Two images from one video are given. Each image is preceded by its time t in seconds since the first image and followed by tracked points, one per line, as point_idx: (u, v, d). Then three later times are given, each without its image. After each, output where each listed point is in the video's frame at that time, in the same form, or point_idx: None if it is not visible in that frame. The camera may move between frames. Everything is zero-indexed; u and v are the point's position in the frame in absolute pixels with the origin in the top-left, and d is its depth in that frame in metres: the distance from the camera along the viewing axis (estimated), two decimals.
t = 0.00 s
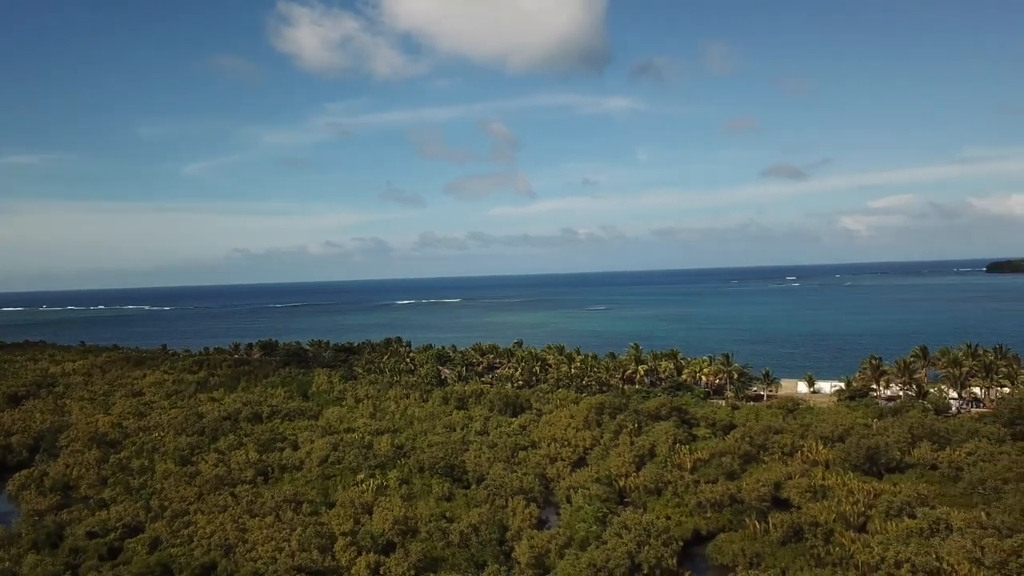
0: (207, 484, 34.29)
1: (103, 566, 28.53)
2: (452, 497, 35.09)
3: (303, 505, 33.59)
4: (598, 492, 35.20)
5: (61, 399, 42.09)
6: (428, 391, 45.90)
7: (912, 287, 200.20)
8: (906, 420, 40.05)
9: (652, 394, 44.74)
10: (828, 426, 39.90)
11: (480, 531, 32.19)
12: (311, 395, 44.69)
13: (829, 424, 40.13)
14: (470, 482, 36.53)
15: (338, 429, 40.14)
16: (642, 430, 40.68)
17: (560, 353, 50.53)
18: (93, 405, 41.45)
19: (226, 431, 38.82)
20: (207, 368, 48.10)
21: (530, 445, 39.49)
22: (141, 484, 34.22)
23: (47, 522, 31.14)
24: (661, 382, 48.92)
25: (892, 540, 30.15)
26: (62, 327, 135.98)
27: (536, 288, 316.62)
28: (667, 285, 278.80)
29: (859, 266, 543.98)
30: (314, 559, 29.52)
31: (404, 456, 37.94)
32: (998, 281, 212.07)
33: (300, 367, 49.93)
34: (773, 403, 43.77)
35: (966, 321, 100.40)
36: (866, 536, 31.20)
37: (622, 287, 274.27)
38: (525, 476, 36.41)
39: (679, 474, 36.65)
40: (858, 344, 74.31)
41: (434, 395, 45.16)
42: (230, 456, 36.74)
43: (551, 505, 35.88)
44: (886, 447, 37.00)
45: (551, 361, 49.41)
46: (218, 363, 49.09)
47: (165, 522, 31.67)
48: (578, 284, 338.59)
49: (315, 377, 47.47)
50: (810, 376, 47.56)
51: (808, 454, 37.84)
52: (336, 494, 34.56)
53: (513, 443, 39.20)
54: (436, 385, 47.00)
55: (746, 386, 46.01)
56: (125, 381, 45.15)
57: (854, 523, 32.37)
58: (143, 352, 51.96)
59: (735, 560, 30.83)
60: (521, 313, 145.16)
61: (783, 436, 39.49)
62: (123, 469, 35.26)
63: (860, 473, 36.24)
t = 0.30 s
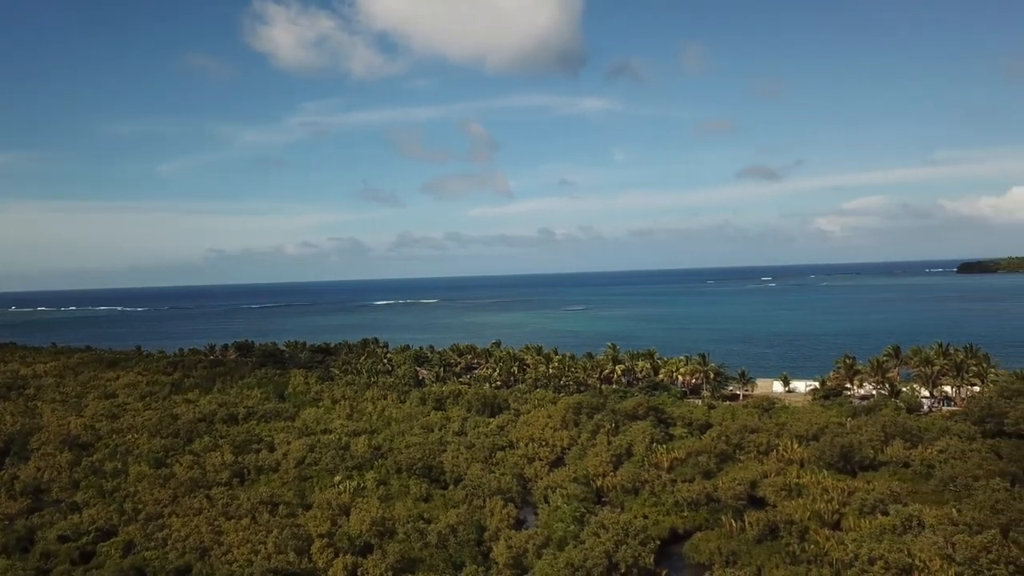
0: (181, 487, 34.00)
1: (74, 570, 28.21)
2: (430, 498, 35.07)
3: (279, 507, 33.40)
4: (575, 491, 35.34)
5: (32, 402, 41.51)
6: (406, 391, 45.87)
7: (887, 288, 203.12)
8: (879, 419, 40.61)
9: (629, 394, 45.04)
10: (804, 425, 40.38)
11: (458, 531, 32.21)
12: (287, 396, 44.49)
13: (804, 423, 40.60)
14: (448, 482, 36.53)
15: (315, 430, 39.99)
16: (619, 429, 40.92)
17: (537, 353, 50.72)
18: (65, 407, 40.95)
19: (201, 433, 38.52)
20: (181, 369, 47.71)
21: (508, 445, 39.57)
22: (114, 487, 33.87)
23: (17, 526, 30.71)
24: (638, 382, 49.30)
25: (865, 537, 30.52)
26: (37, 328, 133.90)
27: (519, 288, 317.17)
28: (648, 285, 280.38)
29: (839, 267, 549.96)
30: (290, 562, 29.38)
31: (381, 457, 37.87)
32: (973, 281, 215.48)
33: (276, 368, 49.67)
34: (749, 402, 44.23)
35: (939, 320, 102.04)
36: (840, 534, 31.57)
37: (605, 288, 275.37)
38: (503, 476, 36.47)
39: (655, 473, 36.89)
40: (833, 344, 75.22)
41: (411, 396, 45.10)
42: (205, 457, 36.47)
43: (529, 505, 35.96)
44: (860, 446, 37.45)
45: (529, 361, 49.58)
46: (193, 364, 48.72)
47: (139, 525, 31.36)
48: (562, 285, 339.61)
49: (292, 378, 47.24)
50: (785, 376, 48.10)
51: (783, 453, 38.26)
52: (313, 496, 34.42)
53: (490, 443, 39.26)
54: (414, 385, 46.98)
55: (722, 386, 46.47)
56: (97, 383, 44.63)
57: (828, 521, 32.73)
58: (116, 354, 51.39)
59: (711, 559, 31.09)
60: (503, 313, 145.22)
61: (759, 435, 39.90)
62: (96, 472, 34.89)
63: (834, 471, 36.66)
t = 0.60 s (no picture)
0: (161, 489, 33.76)
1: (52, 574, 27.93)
2: (413, 499, 35.04)
3: (261, 508, 33.23)
4: (558, 491, 35.42)
5: (8, 404, 41.06)
6: (389, 392, 45.82)
7: (867, 288, 205.18)
8: (859, 418, 41.03)
9: (611, 394, 45.24)
10: (785, 424, 40.73)
11: (441, 532, 32.21)
12: (269, 398, 44.31)
13: (785, 422, 40.94)
14: (430, 483, 36.50)
15: (297, 431, 39.86)
16: (602, 429, 41.10)
17: (520, 353, 50.84)
18: (42, 409, 40.54)
19: (182, 434, 38.30)
20: (161, 370, 47.38)
21: (491, 445, 39.63)
22: (93, 490, 33.59)
23: None
24: (620, 382, 49.57)
25: (846, 535, 30.80)
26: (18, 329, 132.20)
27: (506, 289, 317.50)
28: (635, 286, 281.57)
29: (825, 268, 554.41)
30: (272, 563, 29.25)
31: (364, 458, 37.80)
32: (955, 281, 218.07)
33: (257, 369, 49.44)
34: (731, 402, 44.56)
35: (918, 320, 103.25)
36: (821, 532, 31.86)
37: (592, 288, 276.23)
38: (486, 476, 36.51)
39: (638, 473, 37.05)
40: (814, 343, 75.87)
41: (394, 396, 45.06)
42: (185, 459, 36.26)
43: (512, 505, 36.00)
44: (840, 444, 37.81)
45: (512, 361, 49.69)
46: (173, 365, 48.41)
47: (118, 528, 31.12)
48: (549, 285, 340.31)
49: (273, 379, 47.05)
50: (766, 375, 48.50)
51: (765, 452, 38.57)
52: (295, 497, 34.29)
53: (473, 444, 39.29)
54: (396, 386, 46.93)
55: (704, 386, 46.79)
56: (76, 385, 44.23)
57: (809, 519, 33.02)
58: (94, 355, 50.94)
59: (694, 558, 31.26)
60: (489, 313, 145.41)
61: (741, 434, 40.19)
62: (74, 475, 34.60)
63: (815, 470, 36.97)
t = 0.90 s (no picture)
0: (146, 490, 33.57)
1: None
2: (399, 499, 35.02)
3: (246, 509, 33.09)
4: (545, 491, 35.48)
5: None
6: (375, 392, 45.77)
7: (853, 288, 206.80)
8: (843, 417, 41.34)
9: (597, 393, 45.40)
10: (770, 423, 40.99)
11: (428, 532, 32.22)
12: (254, 398, 44.17)
13: (770, 422, 41.19)
14: (417, 483, 36.47)
15: (282, 432, 39.76)
16: (588, 429, 41.24)
17: (507, 353, 50.94)
18: (24, 411, 40.22)
19: (167, 436, 38.11)
20: (145, 371, 47.13)
21: (478, 445, 39.67)
22: (76, 491, 33.37)
23: None
24: (606, 382, 49.77)
25: (830, 533, 31.02)
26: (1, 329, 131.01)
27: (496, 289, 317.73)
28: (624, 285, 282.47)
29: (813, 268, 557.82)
30: (258, 565, 29.15)
31: (350, 458, 37.75)
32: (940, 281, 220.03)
33: (242, 370, 49.27)
34: (716, 401, 44.81)
35: (902, 320, 104.13)
36: (806, 531, 32.08)
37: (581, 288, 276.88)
38: (472, 476, 36.53)
39: (624, 472, 37.17)
40: (799, 343, 76.39)
41: (381, 397, 45.03)
42: (170, 461, 36.09)
43: (499, 505, 36.03)
44: (825, 443, 38.07)
45: (498, 361, 49.77)
46: (157, 366, 48.16)
47: (102, 530, 30.92)
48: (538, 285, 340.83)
49: (259, 380, 46.90)
50: (751, 375, 48.81)
51: (750, 451, 38.79)
52: (282, 498, 34.20)
53: (460, 444, 39.32)
54: (383, 386, 46.89)
55: (690, 385, 47.03)
56: (59, 386, 43.91)
57: (794, 518, 33.24)
58: (77, 356, 50.58)
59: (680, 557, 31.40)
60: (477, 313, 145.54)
61: (726, 433, 40.41)
62: (57, 476, 34.35)
63: (800, 469, 37.20)
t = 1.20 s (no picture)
0: (131, 492, 33.36)
1: None
2: (386, 500, 34.98)
3: (232, 511, 32.95)
4: (533, 491, 35.53)
5: None
6: (362, 393, 45.70)
7: (841, 288, 208.39)
8: (828, 416, 41.60)
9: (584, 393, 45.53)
10: (756, 423, 41.22)
11: (415, 533, 32.20)
12: (240, 399, 44.01)
13: (756, 421, 41.41)
14: (404, 484, 36.43)
15: (269, 433, 39.64)
16: (575, 429, 41.35)
17: (494, 354, 51.00)
18: (7, 412, 39.89)
19: (151, 437, 37.90)
20: (130, 372, 46.84)
21: (465, 446, 39.68)
22: (59, 494, 33.12)
23: None
24: (593, 382, 49.95)
25: (815, 532, 31.21)
26: None
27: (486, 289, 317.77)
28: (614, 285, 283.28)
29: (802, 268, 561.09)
30: (244, 566, 29.03)
31: (337, 459, 37.68)
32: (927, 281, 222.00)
33: (228, 370, 49.09)
34: (703, 401, 45.03)
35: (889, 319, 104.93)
36: (791, 529, 32.26)
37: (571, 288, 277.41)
38: (459, 477, 36.53)
39: (611, 472, 37.27)
40: (786, 342, 76.89)
41: (368, 397, 44.98)
42: (155, 462, 35.89)
43: (486, 505, 36.05)
44: (810, 443, 38.31)
45: (485, 361, 49.82)
46: (142, 367, 47.88)
47: (86, 532, 30.69)
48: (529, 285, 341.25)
49: (245, 380, 46.74)
50: (737, 375, 49.09)
51: (736, 450, 38.99)
52: (268, 499, 34.10)
53: (447, 445, 39.33)
54: (370, 387, 46.83)
55: (676, 385, 47.26)
56: (42, 388, 43.56)
57: (780, 517, 33.43)
58: (61, 357, 50.23)
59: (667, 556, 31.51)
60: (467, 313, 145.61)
61: (712, 433, 40.59)
62: (40, 479, 34.08)
63: (785, 468, 37.40)
